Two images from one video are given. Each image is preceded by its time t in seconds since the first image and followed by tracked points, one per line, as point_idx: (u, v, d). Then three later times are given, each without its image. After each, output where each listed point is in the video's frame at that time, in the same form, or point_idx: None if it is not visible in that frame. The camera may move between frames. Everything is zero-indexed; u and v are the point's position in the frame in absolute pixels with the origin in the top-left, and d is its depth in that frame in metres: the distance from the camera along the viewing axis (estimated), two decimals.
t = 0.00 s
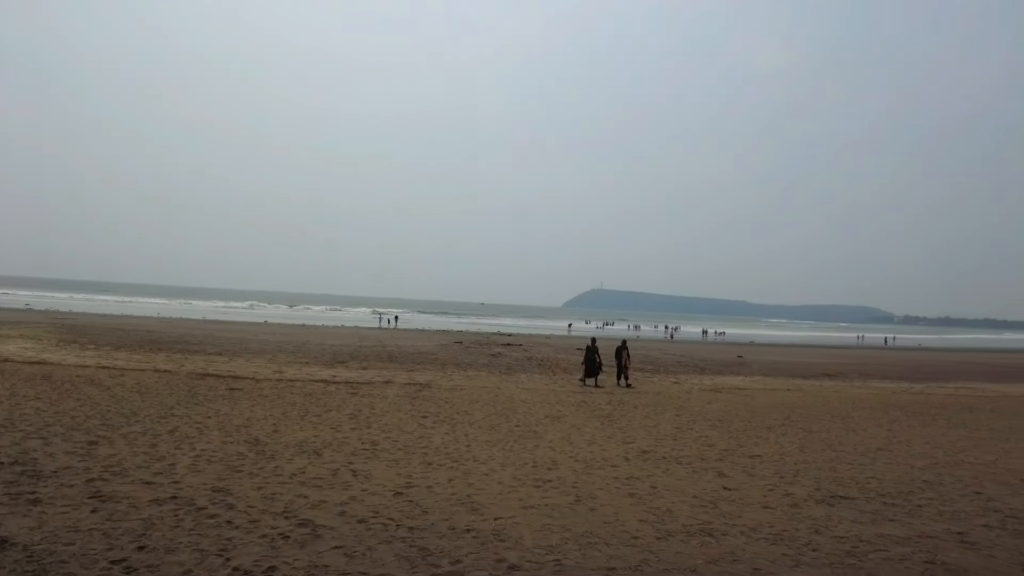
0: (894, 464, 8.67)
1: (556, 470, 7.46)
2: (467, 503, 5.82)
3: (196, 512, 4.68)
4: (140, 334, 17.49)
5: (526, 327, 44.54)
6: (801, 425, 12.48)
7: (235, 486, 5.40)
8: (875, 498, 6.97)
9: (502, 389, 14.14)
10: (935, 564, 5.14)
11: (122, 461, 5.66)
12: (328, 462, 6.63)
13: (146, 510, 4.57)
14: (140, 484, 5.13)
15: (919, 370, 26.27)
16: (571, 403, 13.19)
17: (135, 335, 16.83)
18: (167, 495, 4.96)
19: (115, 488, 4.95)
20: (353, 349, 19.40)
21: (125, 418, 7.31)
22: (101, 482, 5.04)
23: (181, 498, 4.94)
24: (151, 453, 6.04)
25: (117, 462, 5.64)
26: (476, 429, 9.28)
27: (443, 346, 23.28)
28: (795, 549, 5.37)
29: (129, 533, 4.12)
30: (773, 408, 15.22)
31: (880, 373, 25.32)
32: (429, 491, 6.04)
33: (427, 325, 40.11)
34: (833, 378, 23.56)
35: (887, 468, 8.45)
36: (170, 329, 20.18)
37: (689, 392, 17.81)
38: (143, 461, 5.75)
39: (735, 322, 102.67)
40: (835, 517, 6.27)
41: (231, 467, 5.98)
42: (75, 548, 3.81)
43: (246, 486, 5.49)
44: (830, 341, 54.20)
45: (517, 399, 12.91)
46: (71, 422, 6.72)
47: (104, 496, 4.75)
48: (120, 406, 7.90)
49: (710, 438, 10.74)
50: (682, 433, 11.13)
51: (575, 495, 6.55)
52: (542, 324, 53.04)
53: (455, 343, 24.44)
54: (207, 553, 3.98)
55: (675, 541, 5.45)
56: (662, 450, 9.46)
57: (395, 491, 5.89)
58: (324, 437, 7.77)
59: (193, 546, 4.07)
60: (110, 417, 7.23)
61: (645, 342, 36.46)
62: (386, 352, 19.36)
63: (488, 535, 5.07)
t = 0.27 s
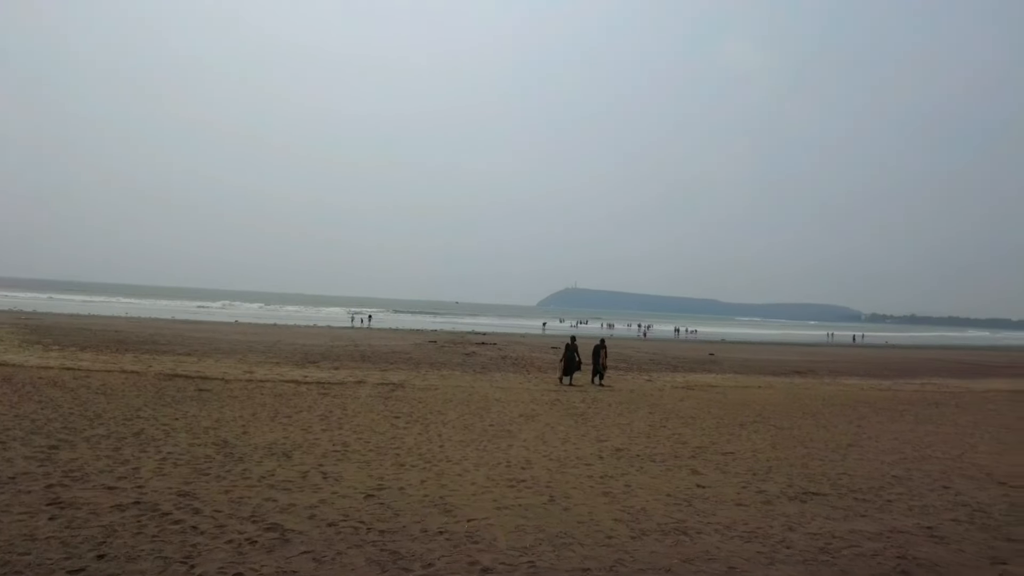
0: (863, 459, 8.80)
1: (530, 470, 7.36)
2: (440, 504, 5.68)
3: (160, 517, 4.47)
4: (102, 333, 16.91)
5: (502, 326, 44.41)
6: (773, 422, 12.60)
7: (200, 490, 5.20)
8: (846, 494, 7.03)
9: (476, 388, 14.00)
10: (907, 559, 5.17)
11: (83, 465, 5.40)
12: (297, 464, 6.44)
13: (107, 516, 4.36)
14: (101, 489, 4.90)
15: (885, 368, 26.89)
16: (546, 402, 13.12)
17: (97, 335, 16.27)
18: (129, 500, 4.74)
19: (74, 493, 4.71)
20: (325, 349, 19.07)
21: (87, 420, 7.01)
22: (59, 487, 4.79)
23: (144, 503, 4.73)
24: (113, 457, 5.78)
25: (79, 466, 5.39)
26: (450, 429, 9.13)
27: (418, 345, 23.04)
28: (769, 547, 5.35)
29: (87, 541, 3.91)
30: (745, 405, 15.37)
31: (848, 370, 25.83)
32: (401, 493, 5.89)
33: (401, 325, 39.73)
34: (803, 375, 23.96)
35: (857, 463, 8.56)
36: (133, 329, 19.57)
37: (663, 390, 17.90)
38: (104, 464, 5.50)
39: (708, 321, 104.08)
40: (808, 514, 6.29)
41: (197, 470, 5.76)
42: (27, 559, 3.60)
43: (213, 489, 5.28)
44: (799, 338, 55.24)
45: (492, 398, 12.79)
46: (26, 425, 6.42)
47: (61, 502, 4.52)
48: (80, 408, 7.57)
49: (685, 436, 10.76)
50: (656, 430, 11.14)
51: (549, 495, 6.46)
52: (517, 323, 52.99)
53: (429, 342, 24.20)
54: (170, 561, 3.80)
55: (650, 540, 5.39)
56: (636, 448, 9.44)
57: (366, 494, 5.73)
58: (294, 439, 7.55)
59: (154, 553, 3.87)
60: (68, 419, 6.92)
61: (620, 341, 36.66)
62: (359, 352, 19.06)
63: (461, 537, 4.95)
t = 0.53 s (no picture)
0: (828, 458, 8.92)
1: (497, 472, 7.25)
2: (407, 509, 5.53)
3: (115, 526, 4.26)
4: (56, 334, 16.23)
5: (473, 326, 44.21)
6: (740, 421, 12.73)
7: (158, 496, 4.97)
8: (812, 493, 7.09)
9: (446, 389, 13.83)
10: (873, 557, 5.21)
11: (35, 473, 5.12)
12: (260, 468, 6.22)
13: (57, 526, 4.13)
14: (52, 497, 4.64)
15: (847, 366, 27.56)
16: (516, 402, 13.03)
17: (51, 336, 15.60)
18: (82, 508, 4.51)
19: (22, 503, 4.46)
20: (292, 350, 18.65)
21: (39, 425, 6.64)
22: (7, 496, 4.53)
23: (99, 510, 4.51)
24: (66, 463, 5.51)
25: (30, 474, 5.11)
26: (418, 432, 8.96)
27: (387, 346, 22.73)
28: (738, 547, 5.34)
29: (35, 554, 3.70)
30: (713, 405, 15.53)
31: (812, 369, 26.40)
32: (366, 498, 5.73)
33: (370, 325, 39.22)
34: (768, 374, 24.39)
35: (822, 462, 8.67)
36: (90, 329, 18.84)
37: (633, 389, 17.98)
38: (57, 471, 5.23)
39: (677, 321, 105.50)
40: (776, 513, 6.32)
41: (156, 475, 5.52)
42: None
43: (172, 495, 5.06)
44: (765, 338, 56.35)
45: (461, 399, 12.63)
46: None
47: (8, 512, 4.26)
48: (30, 412, 7.21)
49: (654, 436, 10.78)
50: (626, 430, 11.14)
51: (518, 497, 6.36)
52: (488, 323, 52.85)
53: (399, 343, 23.90)
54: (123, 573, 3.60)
55: (618, 542, 5.33)
56: (606, 448, 9.41)
57: (330, 499, 5.54)
58: (258, 442, 7.30)
59: (107, 565, 3.67)
60: (18, 424, 6.58)
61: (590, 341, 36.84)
62: (327, 353, 18.70)
63: (428, 542, 4.81)
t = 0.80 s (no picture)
0: (778, 457, 9.14)
1: (453, 473, 7.12)
2: (361, 511, 5.37)
3: (55, 538, 4.07)
4: None
5: (431, 327, 43.80)
6: (694, 421, 12.93)
7: (102, 504, 4.74)
8: (762, 491, 7.23)
9: (402, 391, 13.59)
10: (821, 552, 5.33)
11: None
12: (210, 471, 5.95)
13: None
14: None
15: (794, 367, 28.48)
16: (473, 403, 12.89)
17: None
18: (21, 520, 4.28)
19: None
20: (243, 350, 18.02)
21: None
22: None
23: (39, 522, 4.29)
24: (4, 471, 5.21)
25: None
26: (372, 434, 8.74)
27: (343, 346, 22.23)
28: (691, 545, 5.37)
29: None
30: (668, 405, 15.75)
31: (762, 369, 27.17)
32: (319, 501, 5.51)
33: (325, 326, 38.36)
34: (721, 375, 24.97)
35: (774, 460, 8.86)
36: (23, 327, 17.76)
37: (590, 390, 18.08)
38: None
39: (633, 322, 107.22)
40: (728, 511, 6.40)
41: (101, 481, 5.26)
42: None
43: (117, 503, 4.82)
44: (717, 339, 57.79)
45: (418, 401, 12.42)
46: None
47: None
48: None
49: (611, 436, 10.83)
50: (584, 430, 11.17)
51: (474, 499, 6.25)
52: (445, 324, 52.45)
53: (355, 344, 23.42)
54: None
55: (573, 542, 5.28)
56: (563, 448, 9.39)
57: (282, 502, 5.32)
58: (207, 444, 6.99)
59: None
60: None
61: (548, 342, 36.98)
62: (280, 353, 18.15)
63: (382, 545, 4.66)
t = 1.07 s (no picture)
0: (715, 455, 9.42)
1: (394, 477, 6.96)
2: (300, 517, 5.17)
3: None
4: None
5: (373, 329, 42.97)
6: (634, 421, 13.17)
7: (24, 517, 4.48)
8: (699, 488, 7.43)
9: (342, 394, 13.22)
10: (755, 546, 5.50)
11: None
12: (140, 479, 5.63)
13: None
14: None
15: (728, 368, 29.55)
16: (415, 406, 12.69)
17: None
18: None
19: None
20: (172, 352, 17.10)
21: None
22: None
23: None
24: None
25: None
26: (310, 438, 8.45)
27: (280, 349, 21.46)
28: (631, 543, 5.45)
29: None
30: (608, 406, 16.00)
31: (698, 370, 28.04)
32: (257, 508, 5.25)
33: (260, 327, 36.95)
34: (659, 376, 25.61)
35: (710, 459, 9.13)
36: None
37: (533, 392, 18.14)
38: None
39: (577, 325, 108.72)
40: (667, 509, 6.53)
41: (23, 493, 4.97)
42: None
43: (39, 514, 4.56)
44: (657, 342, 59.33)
45: (358, 404, 12.11)
46: None
47: None
48: None
49: (553, 437, 10.88)
50: (527, 432, 11.18)
51: (416, 502, 6.13)
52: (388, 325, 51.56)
53: (292, 346, 22.66)
54: None
55: (516, 543, 5.25)
56: (506, 450, 9.36)
57: (218, 509, 5.07)
58: (136, 450, 6.59)
59: None
60: None
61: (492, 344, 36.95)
62: (212, 356, 17.34)
63: (322, 551, 4.50)
